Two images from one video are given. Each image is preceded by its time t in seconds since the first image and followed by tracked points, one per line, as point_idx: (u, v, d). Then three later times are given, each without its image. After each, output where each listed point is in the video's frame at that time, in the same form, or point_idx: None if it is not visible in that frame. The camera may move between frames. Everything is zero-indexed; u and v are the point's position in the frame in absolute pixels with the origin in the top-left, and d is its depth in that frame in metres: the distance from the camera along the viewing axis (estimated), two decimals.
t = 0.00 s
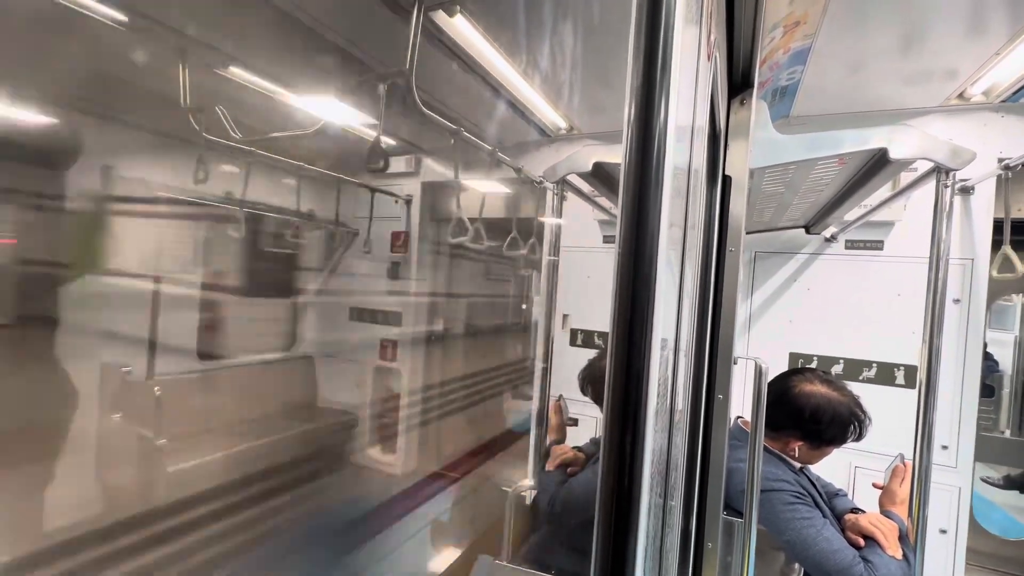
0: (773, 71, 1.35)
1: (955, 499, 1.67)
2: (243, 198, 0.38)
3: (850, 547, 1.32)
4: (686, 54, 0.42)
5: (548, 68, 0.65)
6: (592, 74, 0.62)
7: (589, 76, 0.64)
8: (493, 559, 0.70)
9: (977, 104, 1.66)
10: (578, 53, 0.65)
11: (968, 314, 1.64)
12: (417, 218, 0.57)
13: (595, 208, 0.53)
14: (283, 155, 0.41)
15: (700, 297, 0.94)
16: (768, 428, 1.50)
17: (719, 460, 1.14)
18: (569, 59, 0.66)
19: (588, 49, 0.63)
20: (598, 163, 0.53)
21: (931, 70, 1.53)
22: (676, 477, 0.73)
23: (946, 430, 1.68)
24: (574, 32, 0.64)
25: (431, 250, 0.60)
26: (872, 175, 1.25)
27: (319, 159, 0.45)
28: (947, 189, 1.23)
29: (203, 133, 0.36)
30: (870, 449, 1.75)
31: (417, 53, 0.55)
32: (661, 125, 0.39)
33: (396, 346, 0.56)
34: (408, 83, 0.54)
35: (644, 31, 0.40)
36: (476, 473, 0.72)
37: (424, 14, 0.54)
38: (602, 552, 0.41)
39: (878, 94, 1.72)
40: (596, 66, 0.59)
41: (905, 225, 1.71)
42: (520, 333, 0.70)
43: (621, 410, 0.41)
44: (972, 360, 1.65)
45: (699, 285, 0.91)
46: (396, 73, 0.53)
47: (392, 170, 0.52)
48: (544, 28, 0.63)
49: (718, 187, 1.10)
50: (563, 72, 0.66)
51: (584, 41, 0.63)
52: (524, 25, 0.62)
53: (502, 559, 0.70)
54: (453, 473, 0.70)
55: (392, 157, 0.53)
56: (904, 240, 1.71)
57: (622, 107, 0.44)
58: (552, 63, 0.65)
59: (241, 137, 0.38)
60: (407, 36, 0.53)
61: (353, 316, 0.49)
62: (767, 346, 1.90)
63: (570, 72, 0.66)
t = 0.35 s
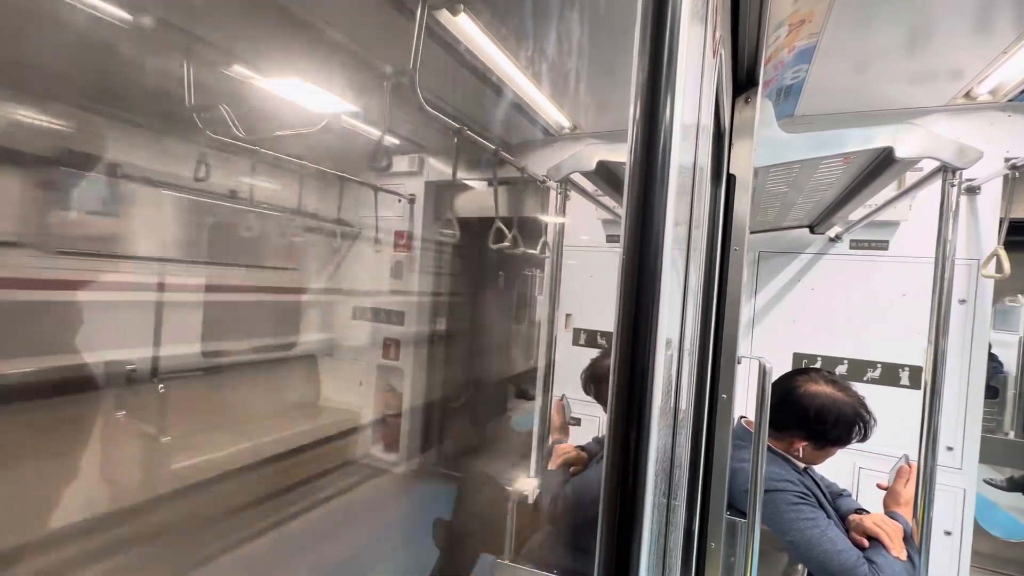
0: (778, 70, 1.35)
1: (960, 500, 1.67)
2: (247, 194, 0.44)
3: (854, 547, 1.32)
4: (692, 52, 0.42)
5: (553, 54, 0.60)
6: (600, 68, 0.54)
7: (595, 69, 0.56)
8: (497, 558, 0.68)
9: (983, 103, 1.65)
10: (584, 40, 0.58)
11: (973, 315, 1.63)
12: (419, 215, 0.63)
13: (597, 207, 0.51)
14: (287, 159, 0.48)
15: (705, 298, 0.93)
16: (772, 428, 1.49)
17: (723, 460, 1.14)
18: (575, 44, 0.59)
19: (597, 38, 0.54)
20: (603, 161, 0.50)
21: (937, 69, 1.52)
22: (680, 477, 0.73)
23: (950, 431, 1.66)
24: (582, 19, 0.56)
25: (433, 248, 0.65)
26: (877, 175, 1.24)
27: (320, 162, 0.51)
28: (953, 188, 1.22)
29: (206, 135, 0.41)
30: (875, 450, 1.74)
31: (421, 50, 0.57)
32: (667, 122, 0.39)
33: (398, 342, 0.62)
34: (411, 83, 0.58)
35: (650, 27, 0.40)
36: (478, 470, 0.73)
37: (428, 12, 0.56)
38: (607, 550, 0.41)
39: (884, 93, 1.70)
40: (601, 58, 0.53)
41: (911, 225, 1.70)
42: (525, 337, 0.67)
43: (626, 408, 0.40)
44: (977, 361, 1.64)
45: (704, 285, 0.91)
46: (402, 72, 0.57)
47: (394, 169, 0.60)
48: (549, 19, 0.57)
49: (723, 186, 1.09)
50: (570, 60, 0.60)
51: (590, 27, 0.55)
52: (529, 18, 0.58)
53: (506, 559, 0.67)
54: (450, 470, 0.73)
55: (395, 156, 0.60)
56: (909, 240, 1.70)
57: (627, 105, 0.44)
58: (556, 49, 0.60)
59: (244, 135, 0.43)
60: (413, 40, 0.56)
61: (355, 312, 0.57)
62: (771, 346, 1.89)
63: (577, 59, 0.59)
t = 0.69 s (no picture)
0: (781, 69, 1.35)
1: (964, 502, 1.66)
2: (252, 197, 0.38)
3: (857, 549, 1.32)
4: (693, 53, 0.42)
5: (554, 47, 0.61)
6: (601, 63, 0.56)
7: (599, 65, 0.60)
8: (499, 556, 0.69)
9: (987, 102, 1.64)
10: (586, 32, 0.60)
11: (977, 315, 1.63)
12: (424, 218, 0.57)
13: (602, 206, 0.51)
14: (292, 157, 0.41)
15: (707, 297, 0.93)
16: (774, 429, 1.49)
17: (725, 461, 1.14)
18: (576, 40, 0.60)
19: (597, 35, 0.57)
20: (605, 162, 0.50)
21: (941, 68, 1.52)
22: (683, 477, 0.72)
23: (955, 432, 1.67)
24: (584, 16, 0.58)
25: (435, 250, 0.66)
26: (880, 175, 1.24)
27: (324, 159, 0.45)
28: (958, 188, 1.21)
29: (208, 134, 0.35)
30: (879, 451, 1.73)
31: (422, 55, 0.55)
32: (668, 124, 0.39)
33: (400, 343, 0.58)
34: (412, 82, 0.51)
35: (651, 28, 0.40)
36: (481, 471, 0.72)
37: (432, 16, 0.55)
38: (608, 549, 0.41)
39: (888, 92, 1.70)
40: (604, 55, 0.55)
41: (915, 225, 1.69)
42: (527, 334, 0.67)
43: (627, 409, 0.40)
44: (981, 362, 1.64)
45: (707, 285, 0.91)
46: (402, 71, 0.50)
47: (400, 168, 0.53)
48: (551, 17, 0.59)
49: (726, 185, 1.09)
50: (572, 55, 0.61)
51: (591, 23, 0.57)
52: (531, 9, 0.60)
53: (507, 559, 0.68)
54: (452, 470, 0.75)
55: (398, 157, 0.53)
56: (913, 240, 1.69)
57: (629, 105, 0.44)
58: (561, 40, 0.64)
59: (246, 134, 0.37)
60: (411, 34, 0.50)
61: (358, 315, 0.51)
62: (773, 346, 1.89)
63: (579, 55, 0.61)
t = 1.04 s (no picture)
0: (785, 69, 1.35)
1: (970, 504, 1.65)
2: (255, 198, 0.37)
3: (863, 551, 1.31)
4: (698, 52, 0.42)
5: (558, 48, 0.63)
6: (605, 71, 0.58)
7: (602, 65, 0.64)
8: (503, 558, 0.71)
9: (993, 102, 1.63)
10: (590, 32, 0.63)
11: (982, 316, 1.62)
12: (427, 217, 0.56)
13: (603, 206, 0.54)
14: (296, 156, 0.40)
15: (710, 297, 0.93)
16: (778, 429, 1.48)
17: (729, 461, 1.13)
18: (580, 40, 0.62)
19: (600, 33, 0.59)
20: (608, 162, 0.53)
21: (946, 68, 1.51)
22: (686, 478, 0.72)
23: (961, 434, 1.66)
24: (587, 14, 0.60)
25: (439, 250, 0.60)
26: (885, 175, 1.23)
27: (332, 160, 0.44)
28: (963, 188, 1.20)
29: (215, 136, 0.34)
30: (884, 453, 1.72)
31: (426, 53, 0.54)
32: (672, 122, 0.39)
33: (405, 343, 0.56)
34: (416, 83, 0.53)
35: (655, 26, 0.40)
36: (485, 472, 0.72)
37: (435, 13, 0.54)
38: (612, 549, 0.41)
39: (892, 92, 1.69)
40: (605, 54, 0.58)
41: (920, 225, 1.68)
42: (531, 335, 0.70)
43: (631, 407, 0.40)
44: (987, 363, 1.63)
45: (710, 285, 0.91)
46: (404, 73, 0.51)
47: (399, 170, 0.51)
48: (554, 14, 0.61)
49: (729, 185, 1.09)
50: (575, 55, 0.64)
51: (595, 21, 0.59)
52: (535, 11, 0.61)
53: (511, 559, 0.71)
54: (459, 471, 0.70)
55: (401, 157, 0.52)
56: (918, 240, 1.68)
57: (633, 104, 0.44)
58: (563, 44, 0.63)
59: (251, 137, 0.36)
60: (417, 39, 0.52)
61: (363, 316, 0.48)
62: (777, 347, 1.88)
63: (582, 55, 0.63)
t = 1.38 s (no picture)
0: (787, 70, 1.34)
1: (972, 505, 1.64)
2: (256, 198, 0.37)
3: (865, 552, 1.31)
4: (699, 54, 0.42)
5: (562, 51, 0.65)
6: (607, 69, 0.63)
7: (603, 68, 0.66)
8: (503, 560, 0.72)
9: (995, 102, 1.63)
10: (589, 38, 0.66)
11: (985, 317, 1.61)
12: (428, 217, 0.56)
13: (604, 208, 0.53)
14: (297, 156, 0.40)
15: (712, 298, 0.93)
16: (780, 430, 1.48)
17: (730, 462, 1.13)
18: (583, 42, 0.66)
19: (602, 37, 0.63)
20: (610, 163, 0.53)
21: (948, 68, 1.51)
22: (688, 479, 0.72)
23: (963, 435, 1.65)
24: (590, 18, 0.65)
25: (440, 253, 0.59)
26: (886, 176, 1.23)
27: (333, 160, 0.43)
28: (964, 186, 1.17)
29: (213, 135, 0.34)
30: (886, 454, 1.72)
31: (427, 53, 0.54)
32: (675, 124, 0.39)
33: (407, 346, 0.55)
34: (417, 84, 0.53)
35: (656, 29, 0.40)
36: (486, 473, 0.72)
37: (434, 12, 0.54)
38: (614, 550, 0.41)
39: (894, 93, 1.69)
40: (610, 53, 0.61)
41: (922, 226, 1.68)
42: (530, 335, 0.71)
43: (633, 408, 0.41)
44: (989, 364, 1.62)
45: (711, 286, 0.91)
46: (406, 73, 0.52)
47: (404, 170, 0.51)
48: (558, 18, 0.64)
49: (731, 186, 1.09)
50: (577, 59, 0.66)
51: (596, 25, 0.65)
52: (538, 15, 0.62)
53: (512, 561, 0.71)
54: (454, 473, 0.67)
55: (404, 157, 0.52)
56: (921, 241, 1.68)
57: (634, 108, 0.44)
58: (566, 46, 0.65)
59: (252, 137, 0.36)
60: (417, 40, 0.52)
61: (364, 315, 0.48)
62: (778, 348, 1.88)
63: (584, 60, 0.66)
